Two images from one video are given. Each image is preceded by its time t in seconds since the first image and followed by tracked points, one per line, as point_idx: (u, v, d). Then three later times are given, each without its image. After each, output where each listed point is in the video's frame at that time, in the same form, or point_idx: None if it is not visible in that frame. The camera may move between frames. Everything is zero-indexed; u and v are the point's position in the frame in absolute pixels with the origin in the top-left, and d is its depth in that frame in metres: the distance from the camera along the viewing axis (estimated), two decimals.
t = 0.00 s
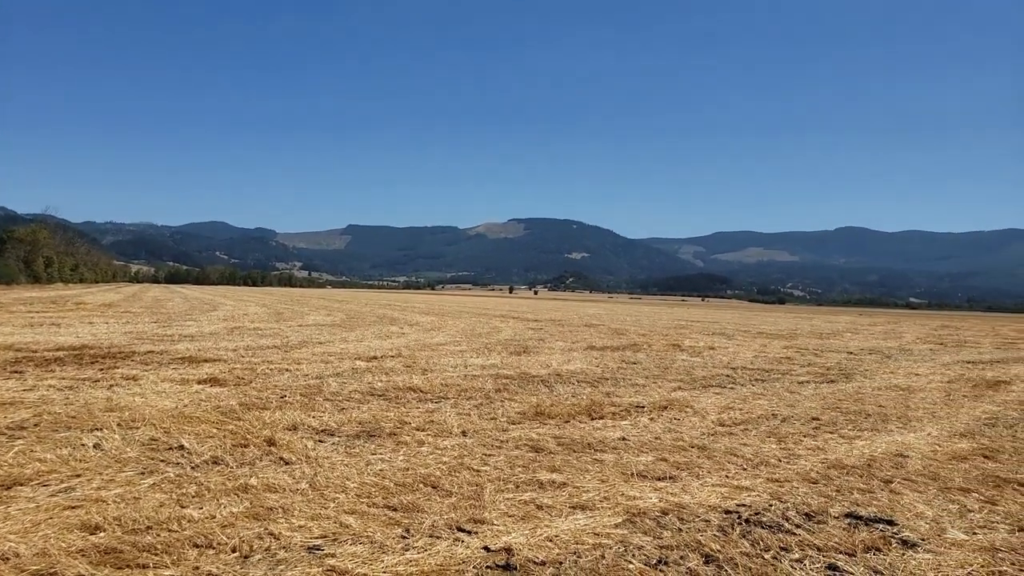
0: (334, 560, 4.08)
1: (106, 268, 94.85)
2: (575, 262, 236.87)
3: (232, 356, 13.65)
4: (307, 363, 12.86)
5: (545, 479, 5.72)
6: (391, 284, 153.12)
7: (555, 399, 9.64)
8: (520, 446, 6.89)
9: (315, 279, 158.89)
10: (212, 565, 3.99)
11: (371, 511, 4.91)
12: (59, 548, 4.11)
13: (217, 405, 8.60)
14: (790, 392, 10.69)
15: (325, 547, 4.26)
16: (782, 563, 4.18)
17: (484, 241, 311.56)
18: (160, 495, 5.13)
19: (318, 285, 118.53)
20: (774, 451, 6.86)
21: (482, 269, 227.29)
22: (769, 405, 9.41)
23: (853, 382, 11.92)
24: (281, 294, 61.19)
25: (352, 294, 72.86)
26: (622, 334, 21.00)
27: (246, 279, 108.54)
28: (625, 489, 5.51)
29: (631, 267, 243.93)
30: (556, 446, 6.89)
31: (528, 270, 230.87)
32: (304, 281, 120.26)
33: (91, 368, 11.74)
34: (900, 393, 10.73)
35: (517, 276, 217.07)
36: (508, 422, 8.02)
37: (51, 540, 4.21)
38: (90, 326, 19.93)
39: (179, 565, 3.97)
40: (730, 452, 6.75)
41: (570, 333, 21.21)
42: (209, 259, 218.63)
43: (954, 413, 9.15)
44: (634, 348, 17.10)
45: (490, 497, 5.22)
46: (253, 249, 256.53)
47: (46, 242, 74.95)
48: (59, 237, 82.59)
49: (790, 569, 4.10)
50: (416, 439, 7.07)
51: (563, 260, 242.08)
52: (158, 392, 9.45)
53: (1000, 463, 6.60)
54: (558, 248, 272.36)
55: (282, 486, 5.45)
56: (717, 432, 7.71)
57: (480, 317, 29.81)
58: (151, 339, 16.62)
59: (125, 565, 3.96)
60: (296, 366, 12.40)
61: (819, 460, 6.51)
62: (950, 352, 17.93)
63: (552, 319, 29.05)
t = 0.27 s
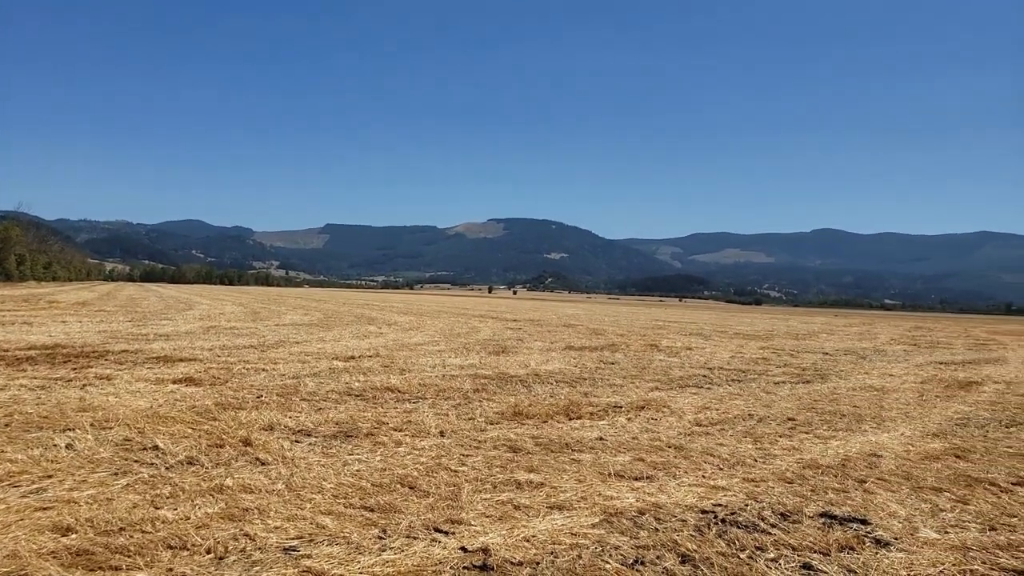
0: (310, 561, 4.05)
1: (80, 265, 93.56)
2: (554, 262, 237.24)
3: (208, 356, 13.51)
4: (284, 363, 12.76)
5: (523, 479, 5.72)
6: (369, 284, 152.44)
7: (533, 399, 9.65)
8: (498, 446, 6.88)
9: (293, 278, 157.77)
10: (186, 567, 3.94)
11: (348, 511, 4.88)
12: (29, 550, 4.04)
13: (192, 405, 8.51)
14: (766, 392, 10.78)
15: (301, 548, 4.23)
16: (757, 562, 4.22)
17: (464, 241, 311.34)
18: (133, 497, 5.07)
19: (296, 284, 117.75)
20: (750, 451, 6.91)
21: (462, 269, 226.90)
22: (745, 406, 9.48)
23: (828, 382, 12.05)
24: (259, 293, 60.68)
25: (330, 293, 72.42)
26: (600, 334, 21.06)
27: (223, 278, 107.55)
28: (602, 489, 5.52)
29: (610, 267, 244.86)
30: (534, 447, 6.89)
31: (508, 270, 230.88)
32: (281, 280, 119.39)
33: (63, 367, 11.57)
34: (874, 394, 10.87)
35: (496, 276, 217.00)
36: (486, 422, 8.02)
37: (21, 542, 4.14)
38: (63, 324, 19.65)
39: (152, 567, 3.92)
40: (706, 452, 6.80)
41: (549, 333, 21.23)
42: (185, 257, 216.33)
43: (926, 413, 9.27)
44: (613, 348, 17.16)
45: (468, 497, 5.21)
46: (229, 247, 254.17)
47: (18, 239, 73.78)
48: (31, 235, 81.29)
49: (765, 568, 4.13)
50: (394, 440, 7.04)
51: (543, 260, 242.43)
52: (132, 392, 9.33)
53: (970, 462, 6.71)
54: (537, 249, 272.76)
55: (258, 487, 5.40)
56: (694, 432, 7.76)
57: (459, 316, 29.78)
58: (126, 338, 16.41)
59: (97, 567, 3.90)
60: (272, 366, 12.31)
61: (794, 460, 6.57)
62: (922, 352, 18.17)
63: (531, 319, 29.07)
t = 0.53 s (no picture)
0: (294, 563, 4.03)
1: (60, 266, 92.57)
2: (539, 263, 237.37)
3: (191, 357, 13.41)
4: (267, 364, 12.69)
5: (508, 479, 5.72)
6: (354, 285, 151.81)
7: (518, 399, 9.65)
8: (483, 446, 6.88)
9: (277, 279, 156.89)
10: (168, 570, 3.91)
11: (332, 512, 4.86)
12: (9, 554, 3.99)
13: (175, 406, 8.44)
14: (750, 391, 10.84)
15: (285, 549, 4.21)
16: (741, 561, 4.24)
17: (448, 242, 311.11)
18: (116, 499, 5.02)
19: (280, 285, 117.22)
20: (734, 450, 6.95)
21: (446, 270, 226.56)
22: (729, 405, 9.53)
23: (811, 381, 12.14)
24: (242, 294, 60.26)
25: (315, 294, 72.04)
26: (585, 334, 21.10)
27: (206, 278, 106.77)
28: (587, 489, 5.53)
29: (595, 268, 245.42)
30: (519, 447, 6.89)
31: (493, 270, 230.81)
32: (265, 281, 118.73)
33: (44, 369, 11.44)
34: (857, 393, 10.96)
35: (481, 276, 216.86)
36: (471, 422, 8.01)
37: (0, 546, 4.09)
38: (43, 326, 19.42)
39: (134, 570, 3.89)
40: (691, 451, 6.83)
41: (534, 334, 21.23)
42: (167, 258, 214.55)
43: (907, 412, 9.36)
44: (597, 347, 17.19)
45: (452, 498, 5.20)
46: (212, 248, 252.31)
47: None
48: (10, 236, 80.34)
49: (750, 567, 4.15)
50: (379, 441, 7.02)
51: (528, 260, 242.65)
52: (113, 393, 9.24)
53: (951, 460, 6.78)
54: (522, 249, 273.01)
55: (242, 488, 5.37)
56: (678, 431, 7.79)
57: (444, 317, 29.72)
58: (108, 339, 16.24)
59: (79, 570, 3.86)
60: (256, 367, 12.24)
61: (778, 459, 6.61)
62: (904, 352, 18.33)
63: (516, 319, 29.07)
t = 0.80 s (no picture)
0: (279, 566, 4.01)
1: (42, 268, 91.66)
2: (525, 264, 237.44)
3: (174, 360, 13.31)
4: (253, 366, 12.62)
5: (495, 481, 5.72)
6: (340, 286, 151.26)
7: (504, 400, 9.65)
8: (469, 447, 6.87)
9: (262, 281, 156.06)
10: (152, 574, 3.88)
11: (318, 515, 4.84)
12: None
13: (159, 409, 8.38)
14: (735, 391, 10.89)
15: (270, 552, 4.19)
16: (727, 561, 4.25)
17: (435, 243, 310.84)
18: (99, 503, 4.98)
19: (266, 286, 116.69)
20: (719, 450, 6.98)
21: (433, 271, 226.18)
22: (715, 405, 9.58)
23: (795, 381, 12.21)
24: (227, 296, 59.85)
25: (300, 295, 71.69)
26: (572, 335, 21.14)
27: (190, 280, 106.07)
28: (573, 489, 5.54)
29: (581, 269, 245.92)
30: (506, 448, 6.89)
31: (479, 271, 230.65)
32: (250, 282, 118.12)
33: (25, 372, 11.32)
34: (841, 393, 11.03)
35: (468, 277, 216.69)
36: (457, 424, 8.00)
37: None
38: (24, 328, 19.23)
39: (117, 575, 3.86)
40: (676, 451, 6.86)
41: (520, 334, 21.25)
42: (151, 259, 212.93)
43: (891, 411, 9.44)
44: (583, 348, 17.21)
45: (438, 499, 5.20)
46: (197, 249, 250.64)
47: None
48: None
49: (734, 567, 4.17)
50: (365, 443, 6.99)
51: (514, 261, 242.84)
52: (96, 396, 9.16)
53: (933, 459, 6.84)
54: (508, 250, 273.22)
55: (227, 491, 5.34)
56: (664, 431, 7.81)
57: (430, 318, 29.67)
58: (90, 342, 16.09)
59: None
60: (241, 369, 12.18)
61: (763, 458, 6.65)
62: (887, 351, 18.48)
63: (501, 320, 29.04)
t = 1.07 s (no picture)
0: (263, 568, 3.98)
1: (22, 269, 90.64)
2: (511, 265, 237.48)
3: (157, 361, 13.20)
4: (236, 367, 12.54)
5: (480, 481, 5.72)
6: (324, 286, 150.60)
7: (489, 401, 9.65)
8: (454, 448, 6.86)
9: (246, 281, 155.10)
10: None
11: (301, 516, 4.82)
12: None
13: (141, 411, 8.31)
14: (719, 391, 10.94)
15: (253, 554, 4.16)
16: (710, 560, 4.27)
17: (421, 243, 310.08)
18: (79, 505, 4.93)
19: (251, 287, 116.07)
20: (703, 450, 7.01)
21: (419, 272, 225.70)
22: (699, 405, 9.61)
23: (779, 381, 12.29)
24: (211, 297, 59.43)
25: (284, 296, 71.23)
26: (557, 335, 21.16)
27: (173, 281, 105.27)
28: (558, 490, 5.54)
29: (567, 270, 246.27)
30: (490, 449, 6.89)
31: (465, 271, 230.39)
32: (234, 283, 117.36)
33: (5, 373, 11.19)
34: (823, 392, 11.11)
35: (453, 278, 216.39)
36: (442, 425, 7.98)
37: None
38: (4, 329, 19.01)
39: None
40: (660, 451, 6.88)
41: (506, 335, 21.25)
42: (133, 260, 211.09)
43: (872, 410, 9.51)
44: (569, 349, 17.24)
45: (423, 500, 5.18)
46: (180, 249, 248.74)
47: None
48: None
49: (718, 566, 4.19)
50: (349, 444, 6.96)
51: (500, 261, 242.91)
52: (77, 398, 9.06)
53: (914, 458, 6.90)
54: (494, 251, 273.23)
55: (209, 493, 5.30)
56: (648, 431, 7.84)
57: (415, 319, 29.61)
58: (72, 343, 15.93)
59: None
60: (225, 370, 12.10)
61: (746, 458, 6.68)
62: (869, 351, 18.63)
63: (487, 321, 29.03)
